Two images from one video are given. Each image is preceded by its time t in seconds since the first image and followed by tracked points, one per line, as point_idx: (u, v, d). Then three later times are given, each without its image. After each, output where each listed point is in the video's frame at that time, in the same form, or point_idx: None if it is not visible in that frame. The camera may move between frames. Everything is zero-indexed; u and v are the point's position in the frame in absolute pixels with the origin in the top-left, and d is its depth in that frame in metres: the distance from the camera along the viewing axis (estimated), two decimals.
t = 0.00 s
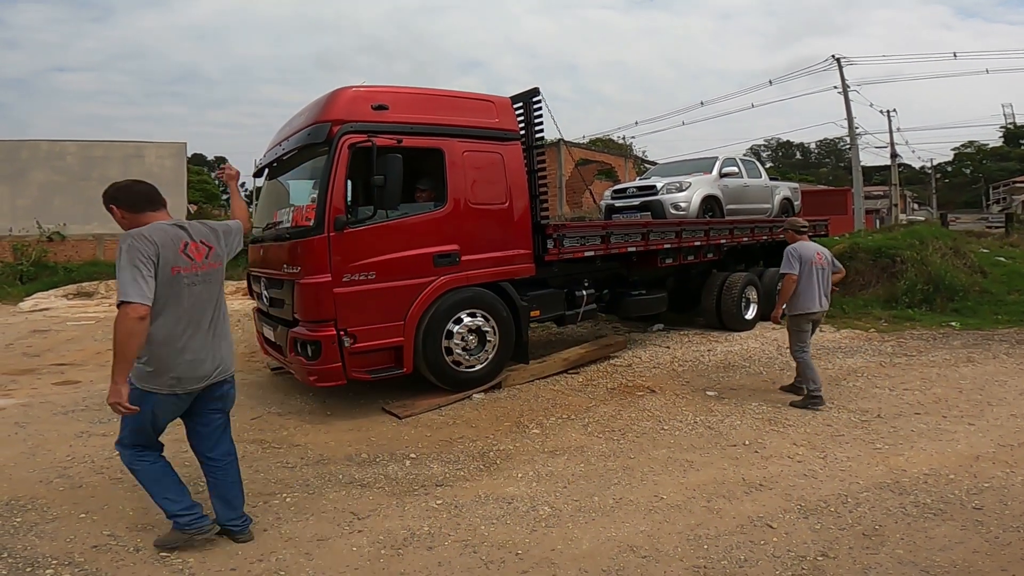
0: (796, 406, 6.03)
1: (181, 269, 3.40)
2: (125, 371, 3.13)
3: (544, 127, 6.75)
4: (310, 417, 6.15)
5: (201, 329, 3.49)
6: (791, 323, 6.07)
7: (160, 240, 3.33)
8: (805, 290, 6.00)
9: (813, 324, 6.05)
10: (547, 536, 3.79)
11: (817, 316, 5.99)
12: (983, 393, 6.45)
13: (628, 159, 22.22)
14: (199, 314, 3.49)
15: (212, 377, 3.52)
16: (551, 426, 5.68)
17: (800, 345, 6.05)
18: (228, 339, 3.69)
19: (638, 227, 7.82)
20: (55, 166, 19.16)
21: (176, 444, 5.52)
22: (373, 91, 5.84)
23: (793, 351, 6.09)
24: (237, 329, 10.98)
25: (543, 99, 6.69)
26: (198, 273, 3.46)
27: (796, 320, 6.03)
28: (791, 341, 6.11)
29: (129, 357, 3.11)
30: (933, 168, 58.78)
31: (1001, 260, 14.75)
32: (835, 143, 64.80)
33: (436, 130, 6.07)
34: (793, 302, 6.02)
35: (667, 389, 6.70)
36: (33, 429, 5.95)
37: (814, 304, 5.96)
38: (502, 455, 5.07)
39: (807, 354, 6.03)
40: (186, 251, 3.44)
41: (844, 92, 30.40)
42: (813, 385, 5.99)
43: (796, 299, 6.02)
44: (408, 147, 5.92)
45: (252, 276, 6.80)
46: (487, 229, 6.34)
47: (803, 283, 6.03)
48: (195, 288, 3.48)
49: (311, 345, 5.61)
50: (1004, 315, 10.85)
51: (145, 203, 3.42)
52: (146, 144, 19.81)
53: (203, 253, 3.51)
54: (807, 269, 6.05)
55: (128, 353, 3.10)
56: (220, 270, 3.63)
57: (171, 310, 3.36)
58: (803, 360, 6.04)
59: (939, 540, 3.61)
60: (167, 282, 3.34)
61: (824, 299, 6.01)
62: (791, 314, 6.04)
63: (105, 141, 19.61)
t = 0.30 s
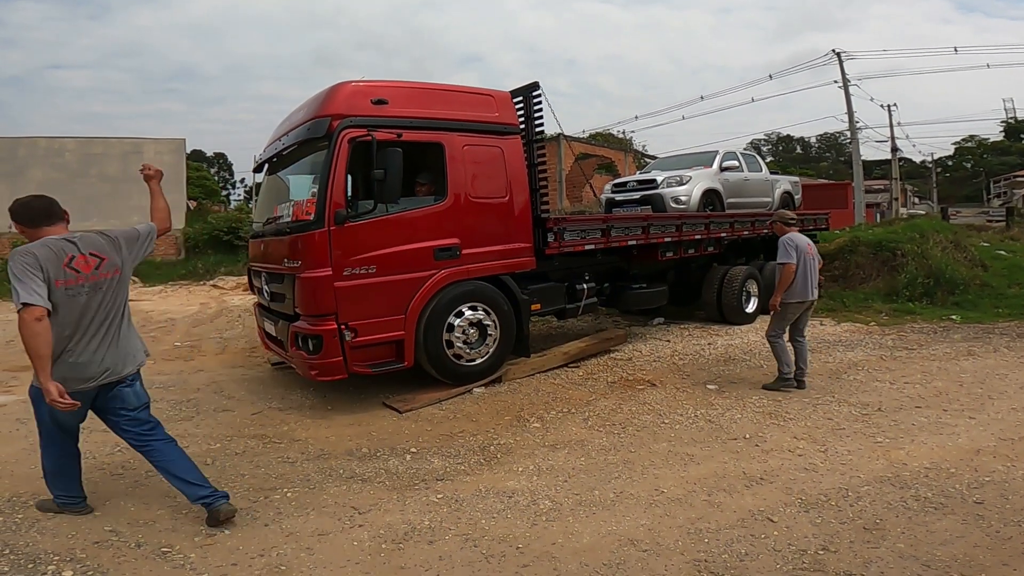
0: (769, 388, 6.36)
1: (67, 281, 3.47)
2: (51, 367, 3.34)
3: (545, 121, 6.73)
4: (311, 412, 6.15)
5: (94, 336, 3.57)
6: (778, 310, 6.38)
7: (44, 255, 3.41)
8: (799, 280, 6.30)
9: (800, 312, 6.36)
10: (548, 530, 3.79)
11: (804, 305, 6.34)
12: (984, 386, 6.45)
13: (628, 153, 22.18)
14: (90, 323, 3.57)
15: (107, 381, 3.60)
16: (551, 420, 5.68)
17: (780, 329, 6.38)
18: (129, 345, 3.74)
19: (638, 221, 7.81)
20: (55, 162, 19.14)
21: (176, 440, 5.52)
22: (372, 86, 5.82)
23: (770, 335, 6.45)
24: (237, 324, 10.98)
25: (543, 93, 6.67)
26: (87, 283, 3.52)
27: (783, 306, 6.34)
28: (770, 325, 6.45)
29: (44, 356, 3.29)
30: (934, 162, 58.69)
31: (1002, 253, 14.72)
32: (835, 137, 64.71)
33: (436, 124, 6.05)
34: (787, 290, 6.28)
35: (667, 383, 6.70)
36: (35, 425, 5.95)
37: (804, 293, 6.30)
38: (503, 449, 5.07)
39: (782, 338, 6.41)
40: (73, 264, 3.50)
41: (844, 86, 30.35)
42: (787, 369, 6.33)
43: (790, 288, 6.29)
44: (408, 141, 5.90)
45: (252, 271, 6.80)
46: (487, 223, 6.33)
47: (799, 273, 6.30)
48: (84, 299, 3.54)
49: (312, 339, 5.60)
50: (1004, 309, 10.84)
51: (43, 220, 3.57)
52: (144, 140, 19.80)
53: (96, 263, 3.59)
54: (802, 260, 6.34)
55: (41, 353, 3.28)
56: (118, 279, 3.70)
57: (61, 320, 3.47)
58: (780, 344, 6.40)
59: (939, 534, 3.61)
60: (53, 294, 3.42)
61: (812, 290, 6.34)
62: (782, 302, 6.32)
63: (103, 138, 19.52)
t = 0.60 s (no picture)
0: (758, 383, 6.45)
1: None
2: None
3: (543, 119, 6.72)
4: (309, 409, 6.15)
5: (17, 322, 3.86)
6: (769, 309, 6.43)
7: None
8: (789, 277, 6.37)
9: (789, 309, 6.44)
10: (546, 527, 3.79)
11: (793, 302, 6.41)
12: (980, 383, 6.46)
13: (625, 151, 22.17)
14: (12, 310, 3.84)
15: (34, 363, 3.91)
16: (550, 417, 5.68)
17: (773, 328, 6.43)
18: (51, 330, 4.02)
19: (637, 218, 7.80)
20: (51, 161, 19.07)
21: (174, 438, 5.51)
22: (370, 83, 5.80)
23: (764, 334, 6.50)
24: (234, 322, 10.97)
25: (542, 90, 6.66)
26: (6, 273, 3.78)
27: (774, 304, 6.39)
28: (764, 324, 6.50)
29: None
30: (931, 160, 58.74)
31: (999, 251, 14.75)
32: (833, 135, 64.79)
33: (434, 122, 6.04)
34: (776, 287, 6.35)
35: (665, 380, 6.70)
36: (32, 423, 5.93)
37: (793, 291, 6.37)
38: (501, 447, 5.06)
39: (777, 337, 6.46)
40: None
41: (842, 84, 30.36)
42: (778, 368, 6.42)
43: (779, 285, 6.35)
44: (406, 139, 5.89)
45: (249, 268, 6.78)
46: (486, 220, 6.32)
47: (786, 269, 6.38)
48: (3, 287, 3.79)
49: (310, 337, 5.59)
50: (1002, 306, 10.86)
51: None
52: (141, 137, 19.75)
53: (16, 252, 3.84)
54: (790, 257, 6.41)
55: None
56: (42, 268, 3.96)
57: None
58: (773, 343, 6.44)
59: (936, 531, 3.62)
60: None
61: (801, 287, 6.41)
62: (769, 299, 6.40)
63: (100, 136, 19.52)
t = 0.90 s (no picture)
0: (757, 382, 6.46)
1: None
2: None
3: (541, 117, 6.72)
4: (308, 409, 6.14)
5: None
6: (766, 307, 6.43)
7: None
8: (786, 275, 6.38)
9: (786, 307, 6.44)
10: (546, 526, 3.79)
11: (790, 300, 6.41)
12: (979, 382, 6.47)
13: (624, 150, 22.17)
14: None
15: None
16: (549, 417, 5.68)
17: (770, 326, 6.42)
18: None
19: (635, 217, 7.80)
20: (49, 161, 19.05)
21: (174, 438, 5.50)
22: (367, 82, 5.80)
23: (762, 332, 6.49)
24: (234, 321, 10.96)
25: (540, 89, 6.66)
26: None
27: (771, 302, 6.39)
28: (761, 322, 6.50)
29: None
30: (930, 159, 58.77)
31: (997, 249, 14.76)
32: (832, 134, 64.84)
33: (432, 121, 6.03)
34: (773, 285, 6.35)
35: (664, 379, 6.71)
36: (30, 423, 5.93)
37: (788, 289, 6.37)
38: (501, 446, 5.06)
39: (775, 334, 6.44)
40: None
41: (841, 83, 30.38)
42: (776, 366, 6.43)
43: (776, 283, 6.36)
44: (404, 138, 5.88)
45: (248, 268, 6.77)
46: (484, 219, 6.32)
47: (784, 267, 6.38)
48: None
49: (308, 336, 5.59)
50: (1001, 304, 10.86)
51: None
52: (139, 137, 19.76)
53: None
54: (789, 255, 6.41)
55: None
56: None
57: None
58: (772, 340, 6.44)
59: (936, 530, 3.62)
60: None
61: (796, 286, 6.42)
62: (766, 296, 6.40)
63: (98, 136, 19.45)
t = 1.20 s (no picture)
0: (762, 379, 6.43)
1: None
2: None
3: (544, 114, 6.70)
4: (313, 405, 6.15)
5: None
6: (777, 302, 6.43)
7: None
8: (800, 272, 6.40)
9: (797, 304, 6.45)
10: (550, 523, 3.78)
11: (800, 297, 6.44)
12: (986, 380, 6.44)
13: (628, 147, 22.12)
14: None
15: None
16: (553, 413, 5.67)
17: (779, 322, 6.43)
18: None
19: (639, 213, 7.78)
20: (54, 157, 19.10)
21: (179, 434, 5.51)
22: (370, 78, 5.79)
23: (768, 326, 6.49)
24: (238, 318, 10.98)
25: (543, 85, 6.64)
26: None
27: (783, 297, 6.39)
28: (770, 316, 6.49)
29: None
30: (937, 157, 58.49)
31: (1004, 247, 14.69)
32: (838, 132, 64.67)
33: (434, 117, 6.02)
34: (788, 282, 6.35)
35: (669, 376, 6.70)
36: (36, 419, 5.95)
37: (801, 286, 6.39)
38: (504, 443, 5.05)
39: (781, 330, 6.45)
40: None
41: (847, 80, 30.24)
42: (781, 362, 6.43)
43: (791, 280, 6.35)
44: (406, 134, 5.87)
45: (250, 264, 6.76)
46: (486, 215, 6.31)
47: (800, 264, 6.37)
48: None
49: (310, 333, 5.59)
50: (1007, 303, 10.81)
51: None
52: (145, 134, 19.84)
53: None
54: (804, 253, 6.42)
55: None
56: None
57: None
58: (778, 336, 6.44)
59: (942, 529, 3.60)
60: None
61: (807, 284, 6.47)
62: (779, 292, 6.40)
63: (103, 132, 19.61)
